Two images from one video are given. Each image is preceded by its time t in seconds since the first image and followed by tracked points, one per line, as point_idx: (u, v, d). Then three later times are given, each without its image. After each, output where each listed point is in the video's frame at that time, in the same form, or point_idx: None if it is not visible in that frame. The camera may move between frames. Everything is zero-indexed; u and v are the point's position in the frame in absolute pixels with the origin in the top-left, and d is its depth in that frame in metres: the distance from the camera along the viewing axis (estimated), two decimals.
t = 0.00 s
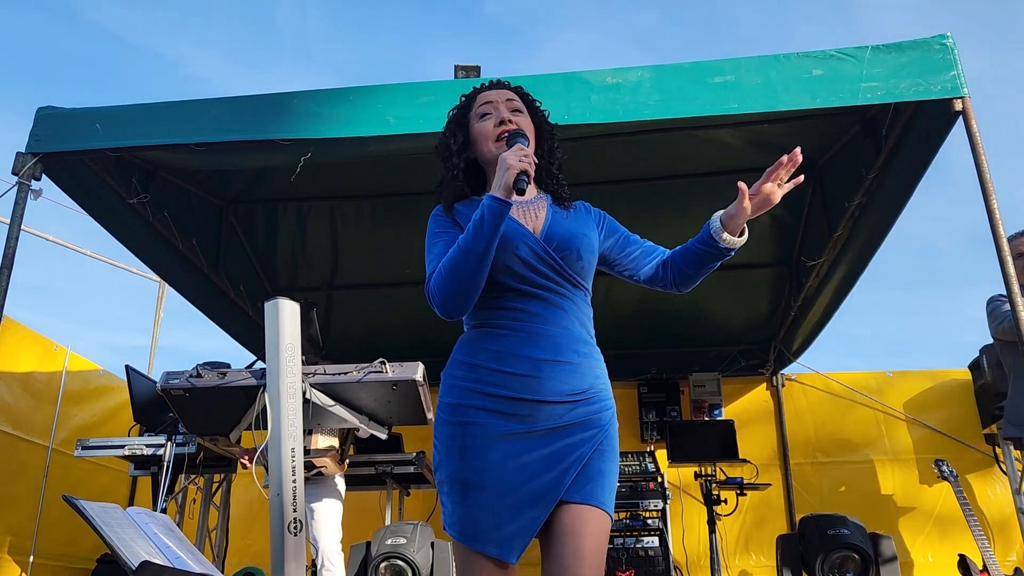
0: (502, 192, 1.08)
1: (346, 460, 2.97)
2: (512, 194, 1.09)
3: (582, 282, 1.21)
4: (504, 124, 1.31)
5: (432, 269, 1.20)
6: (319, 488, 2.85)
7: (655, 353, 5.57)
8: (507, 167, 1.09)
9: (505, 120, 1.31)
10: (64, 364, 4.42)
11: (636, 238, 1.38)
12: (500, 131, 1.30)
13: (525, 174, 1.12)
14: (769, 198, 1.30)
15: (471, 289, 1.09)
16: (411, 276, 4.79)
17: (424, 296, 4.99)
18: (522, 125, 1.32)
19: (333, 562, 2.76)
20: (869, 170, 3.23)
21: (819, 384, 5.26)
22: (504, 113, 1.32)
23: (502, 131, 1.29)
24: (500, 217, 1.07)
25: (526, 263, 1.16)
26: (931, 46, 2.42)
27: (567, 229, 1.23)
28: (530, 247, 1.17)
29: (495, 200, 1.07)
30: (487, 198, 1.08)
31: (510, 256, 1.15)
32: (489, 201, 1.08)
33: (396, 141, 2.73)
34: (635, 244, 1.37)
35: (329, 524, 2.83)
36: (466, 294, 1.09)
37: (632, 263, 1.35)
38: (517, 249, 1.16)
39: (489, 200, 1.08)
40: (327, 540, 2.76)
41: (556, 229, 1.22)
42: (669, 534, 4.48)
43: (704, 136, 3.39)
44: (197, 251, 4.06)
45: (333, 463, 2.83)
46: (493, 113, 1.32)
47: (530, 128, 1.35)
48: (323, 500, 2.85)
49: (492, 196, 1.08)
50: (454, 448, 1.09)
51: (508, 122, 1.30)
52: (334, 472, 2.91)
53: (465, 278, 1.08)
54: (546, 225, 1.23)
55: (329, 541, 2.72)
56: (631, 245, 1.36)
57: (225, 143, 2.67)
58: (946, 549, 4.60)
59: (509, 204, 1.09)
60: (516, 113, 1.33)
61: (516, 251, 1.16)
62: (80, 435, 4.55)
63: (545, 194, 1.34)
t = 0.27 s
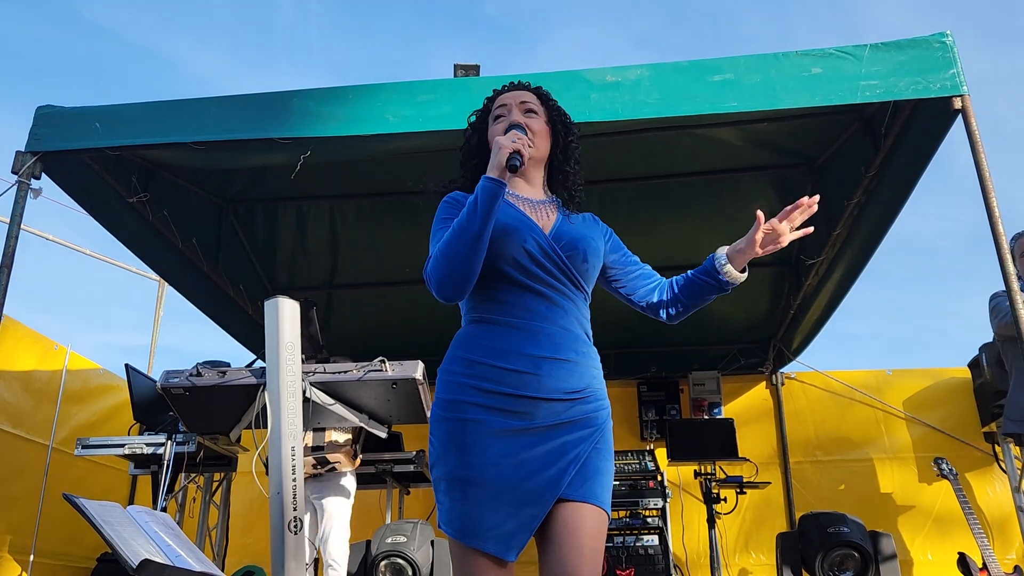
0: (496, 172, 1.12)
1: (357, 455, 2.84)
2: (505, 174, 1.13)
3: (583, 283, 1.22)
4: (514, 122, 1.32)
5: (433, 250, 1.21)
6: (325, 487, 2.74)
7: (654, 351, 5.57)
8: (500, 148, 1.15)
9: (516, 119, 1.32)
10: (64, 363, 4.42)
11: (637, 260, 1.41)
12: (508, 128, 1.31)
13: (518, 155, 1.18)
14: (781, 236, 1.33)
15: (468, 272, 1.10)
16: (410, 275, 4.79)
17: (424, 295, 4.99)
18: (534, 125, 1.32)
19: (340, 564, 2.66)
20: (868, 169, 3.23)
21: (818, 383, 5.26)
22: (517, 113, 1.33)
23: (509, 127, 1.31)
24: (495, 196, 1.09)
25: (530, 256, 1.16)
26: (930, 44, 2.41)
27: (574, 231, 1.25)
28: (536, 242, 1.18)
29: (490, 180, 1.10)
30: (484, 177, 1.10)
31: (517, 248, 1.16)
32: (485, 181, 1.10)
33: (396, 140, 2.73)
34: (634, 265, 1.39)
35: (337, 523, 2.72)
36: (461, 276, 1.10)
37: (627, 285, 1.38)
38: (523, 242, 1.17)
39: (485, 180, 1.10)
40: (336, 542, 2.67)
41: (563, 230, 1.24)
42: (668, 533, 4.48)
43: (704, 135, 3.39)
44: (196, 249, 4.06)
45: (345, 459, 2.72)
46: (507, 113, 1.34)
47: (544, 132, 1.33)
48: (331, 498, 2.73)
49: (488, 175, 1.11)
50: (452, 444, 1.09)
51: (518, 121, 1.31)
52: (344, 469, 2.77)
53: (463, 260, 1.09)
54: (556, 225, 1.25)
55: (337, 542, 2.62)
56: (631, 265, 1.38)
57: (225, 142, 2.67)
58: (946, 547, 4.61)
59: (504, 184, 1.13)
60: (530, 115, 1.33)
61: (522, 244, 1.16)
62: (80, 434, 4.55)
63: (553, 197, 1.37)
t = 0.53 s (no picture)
0: (497, 168, 1.12)
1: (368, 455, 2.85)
2: (506, 171, 1.13)
3: (583, 282, 1.22)
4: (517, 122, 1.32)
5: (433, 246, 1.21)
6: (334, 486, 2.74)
7: (654, 351, 5.57)
8: (501, 145, 1.15)
9: (519, 119, 1.33)
10: (64, 363, 4.42)
11: (632, 278, 1.41)
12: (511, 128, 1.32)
13: (518, 152, 1.18)
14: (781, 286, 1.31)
15: (469, 268, 1.10)
16: (410, 274, 4.79)
17: (424, 295, 4.99)
18: (537, 126, 1.33)
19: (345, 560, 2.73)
20: (867, 168, 3.23)
21: (817, 382, 5.27)
22: (519, 114, 1.34)
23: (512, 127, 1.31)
24: (496, 192, 1.09)
25: (530, 255, 1.16)
26: (929, 44, 2.42)
27: (575, 232, 1.25)
28: (536, 241, 1.18)
29: (491, 176, 1.10)
30: (485, 172, 1.10)
31: (517, 246, 1.16)
32: (486, 177, 1.10)
33: (395, 139, 2.73)
34: (628, 283, 1.39)
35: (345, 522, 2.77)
36: (460, 272, 1.10)
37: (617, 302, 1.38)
38: (523, 240, 1.17)
39: (485, 176, 1.11)
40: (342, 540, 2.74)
41: (564, 230, 1.24)
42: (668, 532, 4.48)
43: (703, 134, 3.39)
44: (196, 249, 4.06)
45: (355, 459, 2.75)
46: (510, 113, 1.34)
47: (547, 133, 1.34)
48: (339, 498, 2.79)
49: (488, 172, 1.11)
50: (450, 443, 1.09)
51: (521, 121, 1.32)
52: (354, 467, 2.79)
53: (463, 257, 1.09)
54: (557, 226, 1.25)
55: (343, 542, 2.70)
56: (625, 283, 1.39)
57: (224, 141, 2.67)
58: (945, 547, 4.61)
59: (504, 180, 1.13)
60: (533, 116, 1.34)
61: (522, 242, 1.17)
62: (80, 434, 4.55)
63: (557, 200, 1.36)
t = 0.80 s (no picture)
0: (497, 166, 1.11)
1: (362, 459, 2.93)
2: (506, 168, 1.12)
3: (583, 282, 1.22)
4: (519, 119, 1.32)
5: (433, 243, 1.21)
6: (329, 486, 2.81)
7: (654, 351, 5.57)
8: (501, 142, 1.14)
9: (521, 116, 1.32)
10: (64, 364, 4.42)
11: (632, 280, 1.41)
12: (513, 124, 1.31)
13: (519, 149, 1.17)
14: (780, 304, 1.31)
15: (469, 266, 1.10)
16: (410, 274, 4.79)
17: (423, 295, 4.98)
18: (539, 124, 1.32)
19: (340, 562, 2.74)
20: (867, 167, 3.23)
21: (817, 381, 5.27)
22: (522, 111, 1.33)
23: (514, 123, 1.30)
24: (497, 190, 1.09)
25: (529, 254, 1.16)
26: (929, 43, 2.41)
27: (575, 231, 1.25)
28: (535, 240, 1.18)
29: (491, 173, 1.10)
30: (485, 170, 1.10)
31: (516, 245, 1.16)
32: (487, 174, 1.10)
33: (395, 139, 2.73)
34: (626, 285, 1.39)
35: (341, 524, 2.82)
36: (461, 269, 1.10)
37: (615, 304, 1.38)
38: (523, 239, 1.17)
39: (486, 174, 1.10)
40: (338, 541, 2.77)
41: (565, 229, 1.24)
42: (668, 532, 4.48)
43: (703, 134, 3.38)
44: (195, 249, 4.06)
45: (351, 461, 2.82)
46: (512, 110, 1.34)
47: (548, 130, 1.33)
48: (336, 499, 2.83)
49: (488, 169, 1.11)
50: (448, 444, 1.09)
51: (523, 118, 1.31)
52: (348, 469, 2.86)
53: (463, 256, 1.09)
54: (557, 224, 1.25)
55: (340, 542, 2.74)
56: (624, 285, 1.39)
57: (223, 141, 2.67)
58: (945, 547, 4.61)
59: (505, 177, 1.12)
60: (536, 114, 1.34)
61: (521, 241, 1.17)
62: (80, 434, 4.55)
63: (557, 198, 1.36)
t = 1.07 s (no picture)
0: (499, 165, 1.11)
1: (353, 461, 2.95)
2: (509, 168, 1.12)
3: (582, 280, 1.21)
4: (538, 116, 1.33)
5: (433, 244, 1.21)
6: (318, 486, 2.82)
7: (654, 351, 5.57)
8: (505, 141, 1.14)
9: (540, 113, 1.33)
10: (64, 364, 4.42)
11: (634, 276, 1.41)
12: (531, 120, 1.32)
13: (522, 149, 1.16)
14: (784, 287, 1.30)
15: (467, 265, 1.10)
16: (410, 275, 4.78)
17: (424, 295, 4.98)
18: (554, 125, 1.33)
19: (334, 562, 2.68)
20: (867, 168, 3.23)
21: (817, 381, 5.27)
22: (540, 108, 1.35)
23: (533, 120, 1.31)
24: (498, 189, 1.09)
25: (526, 254, 1.16)
26: (928, 43, 2.41)
27: (574, 229, 1.24)
28: (532, 239, 1.18)
29: (493, 173, 1.10)
30: (486, 169, 1.10)
31: (513, 245, 1.16)
32: (487, 174, 1.10)
33: (395, 139, 2.73)
34: (629, 281, 1.40)
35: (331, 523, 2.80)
36: (460, 268, 1.10)
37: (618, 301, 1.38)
38: (519, 239, 1.17)
39: (487, 173, 1.10)
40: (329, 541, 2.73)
41: (563, 228, 1.23)
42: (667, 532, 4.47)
43: (703, 134, 3.38)
44: (195, 250, 4.06)
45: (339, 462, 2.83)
46: (530, 105, 1.35)
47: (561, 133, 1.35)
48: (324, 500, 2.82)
49: (489, 169, 1.11)
50: (447, 445, 1.09)
51: (542, 115, 1.33)
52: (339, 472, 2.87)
53: (461, 256, 1.09)
54: (555, 223, 1.24)
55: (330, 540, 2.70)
56: (626, 281, 1.39)
57: (223, 142, 2.67)
58: (945, 548, 4.60)
59: (506, 177, 1.12)
60: (552, 113, 1.35)
61: (517, 241, 1.17)
62: (80, 435, 4.55)
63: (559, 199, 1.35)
